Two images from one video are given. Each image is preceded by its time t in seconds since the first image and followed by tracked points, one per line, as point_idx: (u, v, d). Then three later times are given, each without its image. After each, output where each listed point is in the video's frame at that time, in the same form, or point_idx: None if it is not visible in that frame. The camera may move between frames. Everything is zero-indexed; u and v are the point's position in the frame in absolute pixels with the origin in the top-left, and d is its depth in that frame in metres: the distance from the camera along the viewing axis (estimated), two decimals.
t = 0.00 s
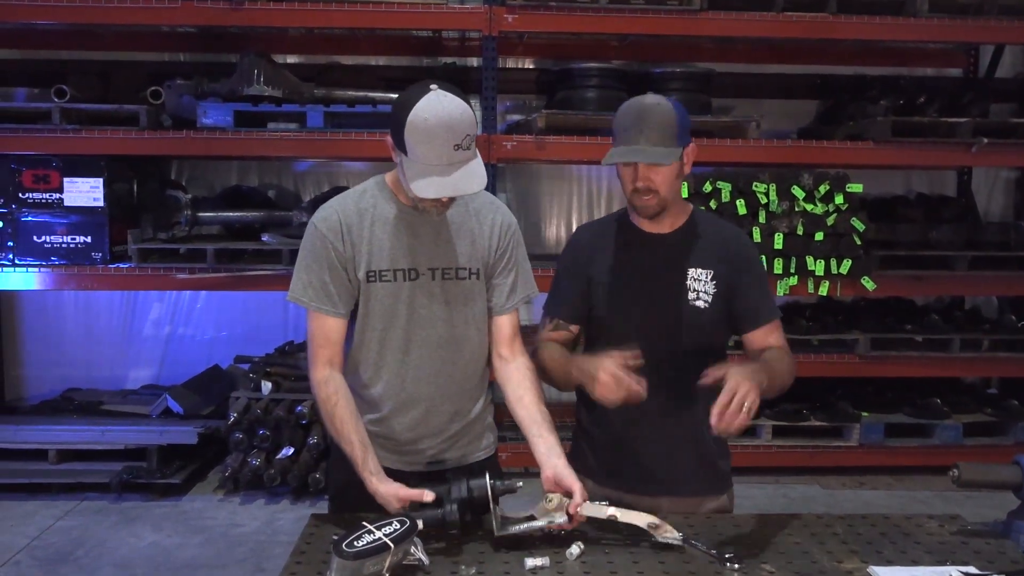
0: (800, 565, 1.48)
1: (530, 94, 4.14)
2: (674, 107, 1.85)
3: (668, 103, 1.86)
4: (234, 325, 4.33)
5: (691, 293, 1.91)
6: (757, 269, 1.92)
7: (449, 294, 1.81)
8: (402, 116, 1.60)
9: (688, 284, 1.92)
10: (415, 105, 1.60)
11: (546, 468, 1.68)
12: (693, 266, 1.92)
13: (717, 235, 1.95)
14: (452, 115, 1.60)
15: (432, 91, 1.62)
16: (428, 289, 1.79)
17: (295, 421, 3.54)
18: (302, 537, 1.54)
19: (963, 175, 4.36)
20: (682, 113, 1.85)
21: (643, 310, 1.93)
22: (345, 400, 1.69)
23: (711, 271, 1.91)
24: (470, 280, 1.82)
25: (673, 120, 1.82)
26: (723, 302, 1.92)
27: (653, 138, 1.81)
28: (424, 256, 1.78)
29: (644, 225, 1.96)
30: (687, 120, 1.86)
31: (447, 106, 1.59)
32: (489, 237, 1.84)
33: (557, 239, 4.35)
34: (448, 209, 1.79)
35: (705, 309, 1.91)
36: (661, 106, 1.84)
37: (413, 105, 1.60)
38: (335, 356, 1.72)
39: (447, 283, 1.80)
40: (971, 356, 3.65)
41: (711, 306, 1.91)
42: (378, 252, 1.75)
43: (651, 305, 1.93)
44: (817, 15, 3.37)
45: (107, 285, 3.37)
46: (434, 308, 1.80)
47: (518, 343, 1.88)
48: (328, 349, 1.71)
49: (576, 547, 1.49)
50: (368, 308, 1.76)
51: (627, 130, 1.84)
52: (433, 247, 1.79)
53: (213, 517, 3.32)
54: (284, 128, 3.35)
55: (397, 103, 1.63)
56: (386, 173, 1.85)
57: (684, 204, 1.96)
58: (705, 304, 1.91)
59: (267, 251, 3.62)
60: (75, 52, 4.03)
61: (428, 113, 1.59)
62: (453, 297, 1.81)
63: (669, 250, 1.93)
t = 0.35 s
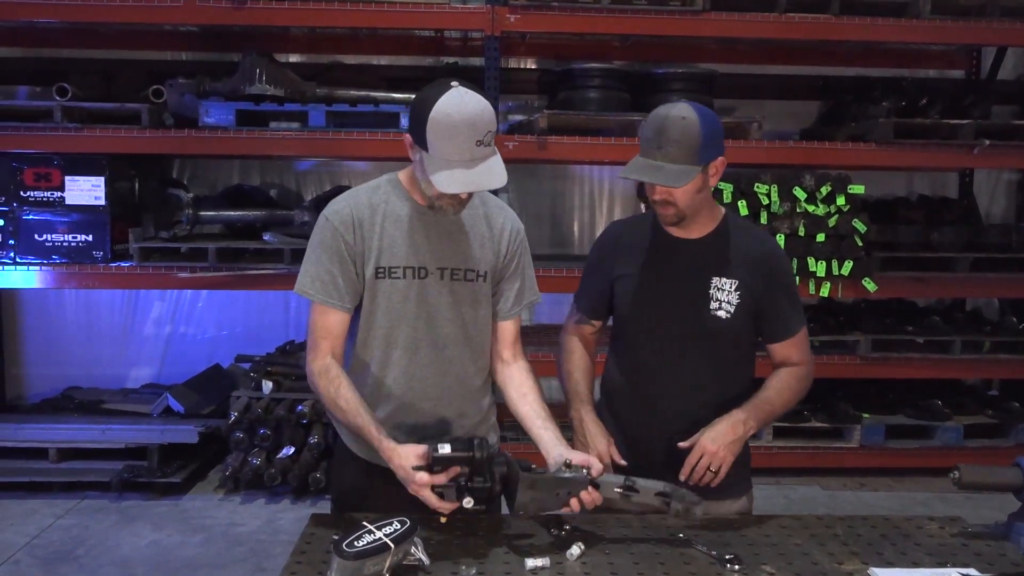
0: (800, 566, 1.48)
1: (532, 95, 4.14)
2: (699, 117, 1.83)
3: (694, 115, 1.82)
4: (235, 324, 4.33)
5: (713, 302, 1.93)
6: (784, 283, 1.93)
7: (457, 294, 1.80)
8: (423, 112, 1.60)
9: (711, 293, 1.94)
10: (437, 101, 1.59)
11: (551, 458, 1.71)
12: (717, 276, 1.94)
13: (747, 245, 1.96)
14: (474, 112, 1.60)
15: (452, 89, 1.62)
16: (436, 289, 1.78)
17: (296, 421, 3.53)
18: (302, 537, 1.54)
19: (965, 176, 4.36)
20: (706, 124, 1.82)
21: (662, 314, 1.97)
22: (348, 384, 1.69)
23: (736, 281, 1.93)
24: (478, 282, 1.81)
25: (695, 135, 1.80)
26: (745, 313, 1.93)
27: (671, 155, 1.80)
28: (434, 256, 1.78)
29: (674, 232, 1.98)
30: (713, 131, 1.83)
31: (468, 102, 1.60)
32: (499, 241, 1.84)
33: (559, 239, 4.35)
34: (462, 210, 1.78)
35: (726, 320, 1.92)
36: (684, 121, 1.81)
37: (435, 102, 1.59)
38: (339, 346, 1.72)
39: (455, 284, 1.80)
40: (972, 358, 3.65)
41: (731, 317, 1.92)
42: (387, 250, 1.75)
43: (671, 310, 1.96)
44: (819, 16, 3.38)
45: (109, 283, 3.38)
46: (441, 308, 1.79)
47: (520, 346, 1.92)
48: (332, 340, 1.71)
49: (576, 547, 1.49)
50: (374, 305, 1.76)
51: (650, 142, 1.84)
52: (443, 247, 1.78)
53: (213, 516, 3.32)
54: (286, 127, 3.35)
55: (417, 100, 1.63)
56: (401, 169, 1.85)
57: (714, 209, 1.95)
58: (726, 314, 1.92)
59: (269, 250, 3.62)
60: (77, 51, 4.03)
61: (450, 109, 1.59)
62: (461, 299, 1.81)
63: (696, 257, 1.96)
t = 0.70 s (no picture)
0: (799, 566, 1.48)
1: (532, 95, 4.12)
2: (737, 119, 1.92)
3: (733, 116, 1.92)
4: (234, 325, 4.32)
5: (736, 305, 1.99)
6: (809, 291, 1.97)
7: (464, 295, 1.80)
8: (442, 107, 1.60)
9: (735, 296, 1.99)
10: (455, 97, 1.60)
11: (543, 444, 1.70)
12: (741, 280, 2.00)
13: (775, 252, 2.00)
14: (493, 107, 1.60)
15: (471, 87, 1.63)
16: (445, 288, 1.78)
17: (296, 421, 3.53)
18: (300, 537, 1.54)
19: (964, 177, 4.35)
20: (744, 127, 1.91)
21: (685, 316, 2.03)
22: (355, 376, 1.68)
23: (761, 286, 1.98)
24: (485, 283, 1.82)
25: (734, 136, 1.89)
26: (768, 317, 1.98)
27: (710, 153, 1.89)
28: (444, 255, 1.78)
29: (703, 233, 2.05)
30: (750, 134, 1.92)
31: (488, 97, 1.60)
32: (508, 243, 1.84)
33: (559, 239, 4.34)
34: (474, 210, 1.79)
35: (747, 323, 1.98)
36: (724, 120, 1.90)
37: (453, 97, 1.60)
38: (348, 341, 1.71)
39: (463, 284, 1.80)
40: (971, 358, 3.65)
41: (753, 321, 1.97)
42: (398, 247, 1.75)
43: (693, 312, 2.02)
44: (818, 17, 3.37)
45: (107, 283, 3.38)
46: (449, 307, 1.80)
47: (519, 351, 1.92)
48: (341, 334, 1.70)
49: (575, 548, 1.50)
50: (382, 302, 1.76)
51: (689, 141, 1.93)
52: (453, 247, 1.79)
53: (212, 516, 3.32)
54: (285, 127, 3.34)
55: (434, 97, 1.63)
56: (414, 170, 1.85)
57: (744, 214, 2.04)
58: (748, 318, 1.98)
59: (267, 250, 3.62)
60: (76, 51, 4.03)
61: (469, 104, 1.59)
62: (468, 299, 1.81)
63: (724, 260, 2.02)
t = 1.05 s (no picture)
0: (797, 567, 1.48)
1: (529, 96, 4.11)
2: (764, 120, 1.92)
3: (759, 116, 1.92)
4: (232, 326, 4.32)
5: (750, 304, 1.99)
6: (825, 294, 1.96)
7: (472, 302, 1.80)
8: (453, 114, 1.59)
9: (749, 295, 1.99)
10: (467, 102, 1.58)
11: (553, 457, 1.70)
12: (758, 279, 1.99)
13: (793, 254, 1.99)
14: (504, 112, 1.58)
15: (480, 90, 1.60)
16: (454, 296, 1.78)
17: (293, 422, 3.50)
18: (298, 538, 1.54)
19: (962, 177, 4.36)
20: (771, 128, 1.91)
21: (701, 314, 2.03)
22: (381, 392, 1.65)
23: (776, 287, 1.97)
24: (493, 290, 1.82)
25: (761, 136, 1.89)
26: (781, 318, 1.97)
27: (736, 151, 1.88)
28: (454, 264, 1.77)
29: (722, 232, 2.05)
30: (774, 136, 1.92)
31: (499, 103, 1.58)
32: (515, 249, 1.84)
33: (556, 240, 4.34)
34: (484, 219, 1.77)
35: (761, 322, 1.98)
36: (750, 119, 1.90)
37: (465, 102, 1.58)
38: (369, 356, 1.68)
39: (472, 291, 1.80)
40: (969, 358, 3.65)
41: (767, 320, 1.97)
42: (411, 257, 1.73)
43: (708, 309, 2.02)
44: (815, 17, 3.37)
45: (104, 285, 3.37)
46: (458, 315, 1.80)
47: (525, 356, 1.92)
48: (362, 348, 1.67)
49: (574, 550, 1.49)
50: (394, 312, 1.75)
51: (715, 139, 1.92)
52: (463, 255, 1.78)
53: (209, 518, 3.32)
54: (283, 128, 3.35)
55: (444, 102, 1.61)
56: (420, 176, 1.82)
57: (763, 214, 2.01)
58: (762, 318, 1.97)
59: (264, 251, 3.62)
60: (73, 52, 4.02)
61: (482, 109, 1.57)
62: (476, 306, 1.81)
63: (741, 260, 2.02)
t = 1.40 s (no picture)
0: (799, 566, 1.47)
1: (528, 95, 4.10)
2: (778, 121, 1.91)
3: (774, 116, 1.92)
4: (232, 326, 4.32)
5: (756, 303, 1.99)
6: (831, 296, 1.97)
7: (495, 315, 1.80)
8: (481, 132, 1.56)
9: (755, 293, 1.99)
10: (496, 123, 1.55)
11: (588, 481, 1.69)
12: (764, 278, 1.99)
13: (802, 255, 2.00)
14: (533, 134, 1.55)
15: (511, 111, 1.58)
16: (478, 309, 1.78)
17: (293, 422, 3.50)
18: (299, 538, 1.54)
19: (962, 175, 4.35)
20: (784, 128, 1.92)
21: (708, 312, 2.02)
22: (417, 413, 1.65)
23: (782, 286, 1.98)
24: (515, 302, 1.81)
25: (776, 137, 1.89)
26: (787, 317, 1.98)
27: (752, 153, 1.88)
28: (479, 278, 1.76)
29: (731, 231, 2.05)
30: (788, 136, 1.92)
31: (528, 123, 1.55)
32: (539, 260, 1.82)
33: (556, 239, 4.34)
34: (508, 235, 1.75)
35: (767, 322, 1.98)
36: (767, 120, 1.90)
37: (495, 122, 1.55)
38: (404, 374, 1.67)
39: (495, 304, 1.79)
40: (969, 356, 3.65)
41: (772, 319, 1.98)
42: (438, 274, 1.72)
43: (712, 304, 2.02)
44: (815, 15, 3.37)
45: (104, 285, 3.37)
46: (482, 328, 1.80)
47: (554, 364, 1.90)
48: (396, 367, 1.66)
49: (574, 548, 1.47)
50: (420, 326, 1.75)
51: (730, 139, 1.91)
52: (488, 269, 1.76)
53: (210, 518, 3.32)
54: (282, 128, 3.34)
55: (474, 121, 1.58)
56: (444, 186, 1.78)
57: (772, 215, 2.03)
58: (767, 317, 1.98)
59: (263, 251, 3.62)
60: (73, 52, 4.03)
61: (511, 130, 1.54)
62: (499, 317, 1.81)
63: (752, 260, 2.02)
